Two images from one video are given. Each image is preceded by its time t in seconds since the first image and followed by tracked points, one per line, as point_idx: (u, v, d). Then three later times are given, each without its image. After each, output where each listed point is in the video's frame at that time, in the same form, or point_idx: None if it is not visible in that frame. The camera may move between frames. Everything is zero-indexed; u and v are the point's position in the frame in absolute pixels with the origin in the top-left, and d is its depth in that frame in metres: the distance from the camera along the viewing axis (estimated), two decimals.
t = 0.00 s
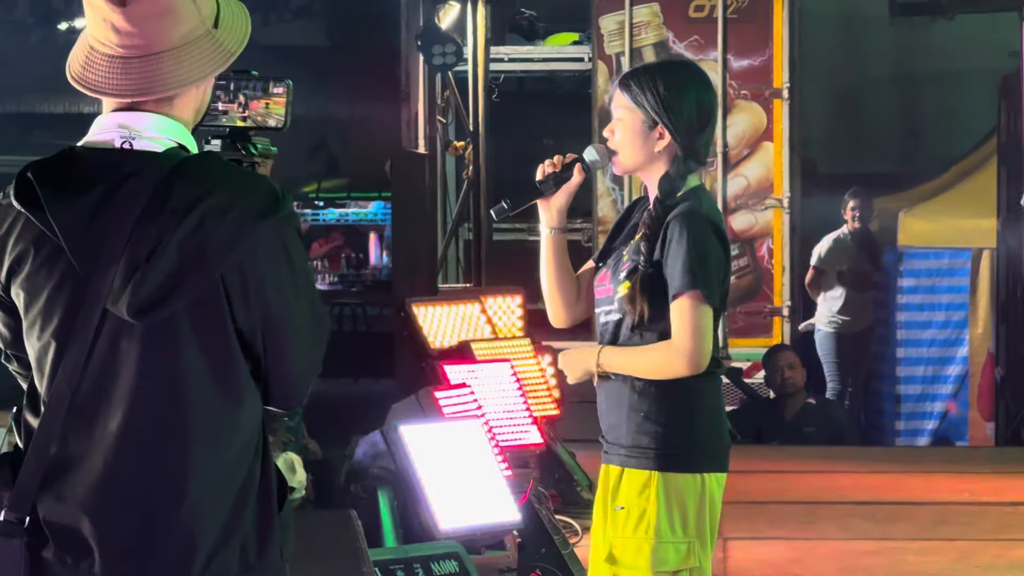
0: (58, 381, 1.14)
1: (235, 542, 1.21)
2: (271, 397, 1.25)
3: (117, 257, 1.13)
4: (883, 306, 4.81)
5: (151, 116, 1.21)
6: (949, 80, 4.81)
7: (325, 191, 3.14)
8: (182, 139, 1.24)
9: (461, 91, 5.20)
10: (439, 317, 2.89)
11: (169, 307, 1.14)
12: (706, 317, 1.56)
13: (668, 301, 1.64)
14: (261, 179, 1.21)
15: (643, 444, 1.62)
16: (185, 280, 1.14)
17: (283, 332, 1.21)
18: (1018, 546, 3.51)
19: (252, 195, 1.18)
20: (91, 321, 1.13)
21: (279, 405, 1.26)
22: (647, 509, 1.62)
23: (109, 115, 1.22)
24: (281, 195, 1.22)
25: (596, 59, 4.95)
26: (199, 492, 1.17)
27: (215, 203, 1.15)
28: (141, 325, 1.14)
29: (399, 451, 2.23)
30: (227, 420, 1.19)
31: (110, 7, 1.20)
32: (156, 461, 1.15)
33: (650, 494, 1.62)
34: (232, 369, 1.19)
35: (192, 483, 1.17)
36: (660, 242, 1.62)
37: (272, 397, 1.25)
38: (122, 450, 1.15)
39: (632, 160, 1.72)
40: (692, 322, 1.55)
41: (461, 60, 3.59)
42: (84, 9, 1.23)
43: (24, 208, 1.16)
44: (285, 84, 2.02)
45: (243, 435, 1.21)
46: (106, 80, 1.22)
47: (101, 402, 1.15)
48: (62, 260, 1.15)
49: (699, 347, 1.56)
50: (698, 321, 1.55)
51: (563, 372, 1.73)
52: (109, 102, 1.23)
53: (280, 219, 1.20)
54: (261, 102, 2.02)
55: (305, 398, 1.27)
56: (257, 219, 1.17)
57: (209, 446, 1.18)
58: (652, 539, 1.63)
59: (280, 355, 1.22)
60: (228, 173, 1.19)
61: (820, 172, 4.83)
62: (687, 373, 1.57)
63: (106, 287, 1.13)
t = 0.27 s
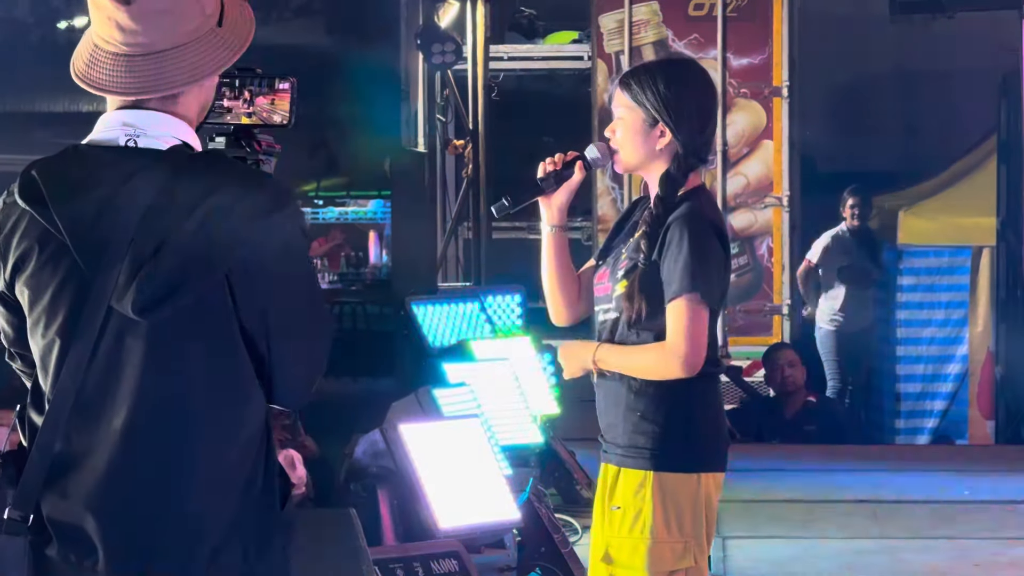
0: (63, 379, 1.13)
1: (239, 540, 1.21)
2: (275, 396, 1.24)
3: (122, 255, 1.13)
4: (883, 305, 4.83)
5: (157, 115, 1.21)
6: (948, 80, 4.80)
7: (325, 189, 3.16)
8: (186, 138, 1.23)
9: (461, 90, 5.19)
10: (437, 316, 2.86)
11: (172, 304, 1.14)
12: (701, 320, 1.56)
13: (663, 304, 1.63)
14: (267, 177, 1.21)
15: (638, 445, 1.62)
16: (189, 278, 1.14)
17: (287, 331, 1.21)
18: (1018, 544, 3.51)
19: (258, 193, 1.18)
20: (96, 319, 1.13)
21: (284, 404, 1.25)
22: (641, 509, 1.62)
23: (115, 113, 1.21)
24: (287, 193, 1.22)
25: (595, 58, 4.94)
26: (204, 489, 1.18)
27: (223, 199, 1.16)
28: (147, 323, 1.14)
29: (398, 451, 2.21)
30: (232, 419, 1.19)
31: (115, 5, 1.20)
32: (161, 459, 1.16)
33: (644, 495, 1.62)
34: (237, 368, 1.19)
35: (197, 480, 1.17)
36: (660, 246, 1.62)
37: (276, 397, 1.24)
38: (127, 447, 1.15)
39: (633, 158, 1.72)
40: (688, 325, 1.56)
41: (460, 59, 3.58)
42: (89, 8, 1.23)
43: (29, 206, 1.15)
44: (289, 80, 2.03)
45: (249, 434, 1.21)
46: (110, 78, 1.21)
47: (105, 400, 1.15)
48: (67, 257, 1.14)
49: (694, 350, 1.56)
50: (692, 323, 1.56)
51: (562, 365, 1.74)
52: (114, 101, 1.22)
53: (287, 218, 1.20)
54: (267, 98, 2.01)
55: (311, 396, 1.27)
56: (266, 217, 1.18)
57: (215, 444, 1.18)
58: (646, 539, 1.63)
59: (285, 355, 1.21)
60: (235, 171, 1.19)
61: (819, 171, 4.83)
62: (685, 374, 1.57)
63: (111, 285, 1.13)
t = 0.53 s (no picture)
0: (66, 375, 1.14)
1: (242, 538, 1.21)
2: (278, 394, 1.24)
3: (125, 252, 1.13)
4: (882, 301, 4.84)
5: (160, 111, 1.20)
6: (947, 77, 4.78)
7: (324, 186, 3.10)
8: (190, 134, 1.23)
9: (460, 87, 5.19)
10: (437, 311, 2.85)
11: (175, 303, 1.14)
12: (711, 314, 1.56)
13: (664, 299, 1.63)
14: (268, 174, 1.20)
15: (636, 442, 1.63)
16: (192, 277, 1.14)
17: (290, 328, 1.20)
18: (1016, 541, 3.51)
19: (261, 190, 1.18)
20: (100, 316, 1.13)
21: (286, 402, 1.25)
22: (638, 506, 1.63)
23: (118, 109, 1.21)
24: (290, 189, 1.21)
25: (594, 55, 4.94)
26: (208, 487, 1.17)
27: (224, 196, 1.16)
28: (150, 319, 1.14)
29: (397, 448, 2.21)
30: (235, 417, 1.19)
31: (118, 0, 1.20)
32: (164, 456, 1.16)
33: (641, 491, 1.62)
34: (240, 365, 1.19)
35: (200, 478, 1.17)
36: (657, 244, 1.62)
37: (279, 394, 1.24)
38: (130, 444, 1.15)
39: (635, 156, 1.72)
40: (698, 320, 1.56)
41: (460, 55, 3.58)
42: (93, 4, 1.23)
43: (31, 200, 1.17)
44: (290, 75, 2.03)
45: (252, 432, 1.21)
46: (115, 74, 1.21)
47: (108, 397, 1.15)
48: (69, 254, 1.15)
49: (706, 345, 1.56)
50: (702, 318, 1.56)
51: (570, 384, 1.72)
52: (117, 97, 1.22)
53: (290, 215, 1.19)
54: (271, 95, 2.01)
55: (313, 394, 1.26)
56: (268, 214, 1.17)
57: (217, 441, 1.17)
58: (643, 536, 1.63)
59: (288, 352, 1.21)
60: (237, 169, 1.18)
61: (818, 167, 4.83)
62: (699, 372, 1.58)
63: (113, 282, 1.13)
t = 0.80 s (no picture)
0: (65, 371, 1.13)
1: (243, 533, 1.21)
2: (277, 389, 1.24)
3: (125, 246, 1.13)
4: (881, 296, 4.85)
5: (162, 108, 1.21)
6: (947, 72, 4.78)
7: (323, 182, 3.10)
8: (191, 131, 1.23)
9: (458, 82, 5.19)
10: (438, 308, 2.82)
11: (177, 296, 1.13)
12: (706, 312, 1.57)
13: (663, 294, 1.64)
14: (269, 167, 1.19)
15: (636, 437, 1.63)
16: (191, 271, 1.13)
17: (289, 323, 1.20)
18: (1014, 536, 3.52)
19: (261, 182, 1.17)
20: (100, 310, 1.13)
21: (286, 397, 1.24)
22: (638, 502, 1.63)
23: (118, 104, 1.21)
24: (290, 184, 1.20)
25: (593, 50, 4.93)
26: (209, 481, 1.17)
27: (225, 190, 1.15)
28: (149, 314, 1.14)
29: (395, 442, 2.23)
30: (235, 412, 1.19)
31: None
32: (164, 451, 1.16)
33: (640, 487, 1.62)
34: (240, 360, 1.19)
35: (201, 474, 1.17)
36: (658, 239, 1.62)
37: (279, 389, 1.23)
38: (130, 439, 1.15)
39: (638, 154, 1.71)
40: (692, 317, 1.56)
41: (458, 51, 3.57)
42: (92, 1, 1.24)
43: (31, 196, 1.16)
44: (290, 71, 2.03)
45: (252, 427, 1.21)
46: (112, 70, 1.21)
47: (108, 392, 1.15)
48: (70, 249, 1.15)
49: (700, 344, 1.56)
50: (697, 316, 1.56)
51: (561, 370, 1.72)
52: (116, 93, 1.22)
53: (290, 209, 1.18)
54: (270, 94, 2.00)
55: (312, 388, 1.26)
56: (268, 208, 1.16)
57: (217, 436, 1.17)
58: (642, 531, 1.63)
59: (288, 347, 1.21)
60: (237, 163, 1.18)
61: (817, 162, 4.83)
62: (689, 369, 1.57)
63: (114, 277, 1.13)
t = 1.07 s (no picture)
0: (62, 367, 1.13)
1: (241, 530, 1.20)
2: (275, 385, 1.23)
3: (122, 242, 1.12)
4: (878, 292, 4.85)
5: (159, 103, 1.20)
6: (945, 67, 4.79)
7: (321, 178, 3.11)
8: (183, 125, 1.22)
9: (455, 78, 5.18)
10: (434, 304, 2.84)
11: (174, 293, 1.13)
12: (706, 310, 1.56)
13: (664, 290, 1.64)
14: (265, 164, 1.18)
15: (635, 433, 1.63)
16: (188, 267, 1.12)
17: (287, 318, 1.20)
18: (1012, 531, 3.52)
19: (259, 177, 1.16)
20: (96, 306, 1.13)
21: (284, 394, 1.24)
22: (637, 498, 1.63)
23: (116, 100, 1.20)
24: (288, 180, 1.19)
25: (590, 45, 4.91)
26: (206, 478, 1.17)
27: (222, 186, 1.14)
28: (145, 310, 1.14)
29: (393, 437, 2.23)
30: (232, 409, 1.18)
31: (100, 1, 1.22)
32: (160, 447, 1.15)
33: (639, 483, 1.62)
34: (238, 356, 1.18)
35: (198, 471, 1.16)
36: (659, 235, 1.62)
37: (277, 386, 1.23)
38: (126, 436, 1.15)
39: (636, 151, 1.71)
40: (692, 315, 1.55)
41: (456, 46, 3.56)
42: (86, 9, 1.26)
43: (27, 192, 1.16)
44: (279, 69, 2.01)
45: (249, 424, 1.20)
46: (100, 72, 1.23)
47: (104, 388, 1.15)
48: (66, 244, 1.15)
49: (700, 342, 1.56)
50: (697, 314, 1.56)
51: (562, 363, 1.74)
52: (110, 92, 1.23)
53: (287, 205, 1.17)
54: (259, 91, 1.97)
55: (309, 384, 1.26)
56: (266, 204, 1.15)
57: (214, 433, 1.17)
58: (642, 527, 1.64)
59: (285, 344, 1.20)
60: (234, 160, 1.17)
61: (814, 158, 4.84)
62: (685, 366, 1.57)
63: (110, 273, 1.13)
